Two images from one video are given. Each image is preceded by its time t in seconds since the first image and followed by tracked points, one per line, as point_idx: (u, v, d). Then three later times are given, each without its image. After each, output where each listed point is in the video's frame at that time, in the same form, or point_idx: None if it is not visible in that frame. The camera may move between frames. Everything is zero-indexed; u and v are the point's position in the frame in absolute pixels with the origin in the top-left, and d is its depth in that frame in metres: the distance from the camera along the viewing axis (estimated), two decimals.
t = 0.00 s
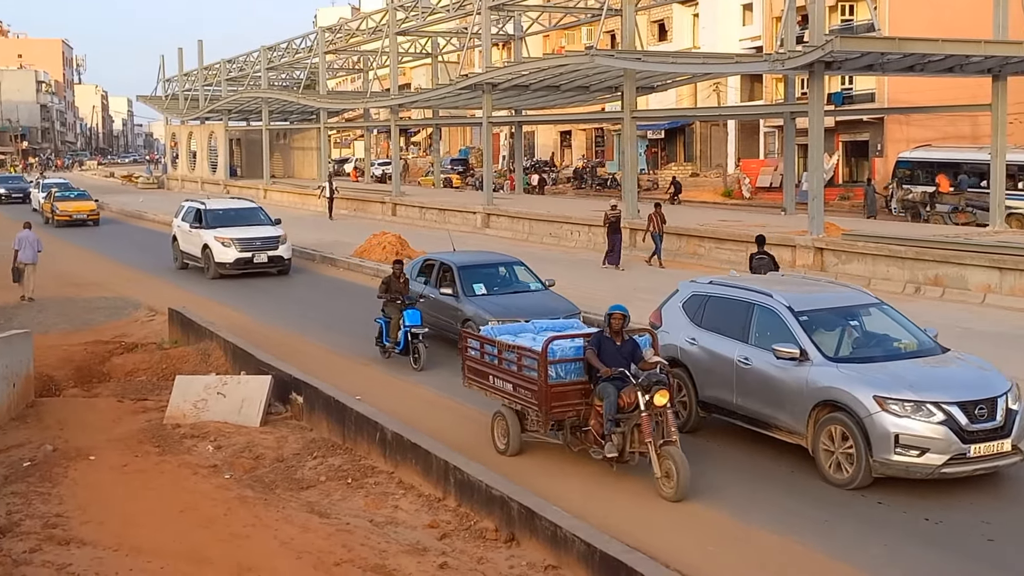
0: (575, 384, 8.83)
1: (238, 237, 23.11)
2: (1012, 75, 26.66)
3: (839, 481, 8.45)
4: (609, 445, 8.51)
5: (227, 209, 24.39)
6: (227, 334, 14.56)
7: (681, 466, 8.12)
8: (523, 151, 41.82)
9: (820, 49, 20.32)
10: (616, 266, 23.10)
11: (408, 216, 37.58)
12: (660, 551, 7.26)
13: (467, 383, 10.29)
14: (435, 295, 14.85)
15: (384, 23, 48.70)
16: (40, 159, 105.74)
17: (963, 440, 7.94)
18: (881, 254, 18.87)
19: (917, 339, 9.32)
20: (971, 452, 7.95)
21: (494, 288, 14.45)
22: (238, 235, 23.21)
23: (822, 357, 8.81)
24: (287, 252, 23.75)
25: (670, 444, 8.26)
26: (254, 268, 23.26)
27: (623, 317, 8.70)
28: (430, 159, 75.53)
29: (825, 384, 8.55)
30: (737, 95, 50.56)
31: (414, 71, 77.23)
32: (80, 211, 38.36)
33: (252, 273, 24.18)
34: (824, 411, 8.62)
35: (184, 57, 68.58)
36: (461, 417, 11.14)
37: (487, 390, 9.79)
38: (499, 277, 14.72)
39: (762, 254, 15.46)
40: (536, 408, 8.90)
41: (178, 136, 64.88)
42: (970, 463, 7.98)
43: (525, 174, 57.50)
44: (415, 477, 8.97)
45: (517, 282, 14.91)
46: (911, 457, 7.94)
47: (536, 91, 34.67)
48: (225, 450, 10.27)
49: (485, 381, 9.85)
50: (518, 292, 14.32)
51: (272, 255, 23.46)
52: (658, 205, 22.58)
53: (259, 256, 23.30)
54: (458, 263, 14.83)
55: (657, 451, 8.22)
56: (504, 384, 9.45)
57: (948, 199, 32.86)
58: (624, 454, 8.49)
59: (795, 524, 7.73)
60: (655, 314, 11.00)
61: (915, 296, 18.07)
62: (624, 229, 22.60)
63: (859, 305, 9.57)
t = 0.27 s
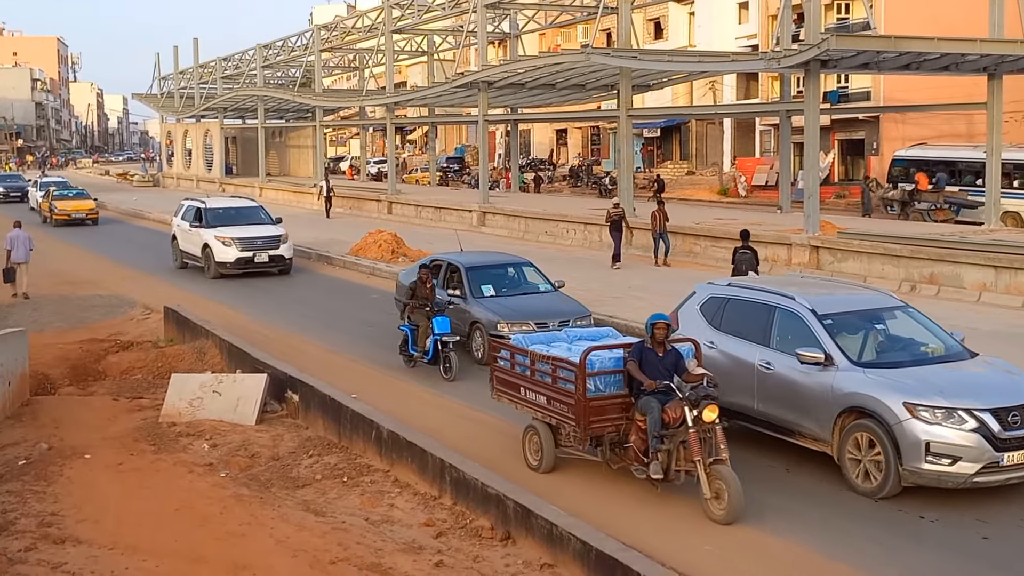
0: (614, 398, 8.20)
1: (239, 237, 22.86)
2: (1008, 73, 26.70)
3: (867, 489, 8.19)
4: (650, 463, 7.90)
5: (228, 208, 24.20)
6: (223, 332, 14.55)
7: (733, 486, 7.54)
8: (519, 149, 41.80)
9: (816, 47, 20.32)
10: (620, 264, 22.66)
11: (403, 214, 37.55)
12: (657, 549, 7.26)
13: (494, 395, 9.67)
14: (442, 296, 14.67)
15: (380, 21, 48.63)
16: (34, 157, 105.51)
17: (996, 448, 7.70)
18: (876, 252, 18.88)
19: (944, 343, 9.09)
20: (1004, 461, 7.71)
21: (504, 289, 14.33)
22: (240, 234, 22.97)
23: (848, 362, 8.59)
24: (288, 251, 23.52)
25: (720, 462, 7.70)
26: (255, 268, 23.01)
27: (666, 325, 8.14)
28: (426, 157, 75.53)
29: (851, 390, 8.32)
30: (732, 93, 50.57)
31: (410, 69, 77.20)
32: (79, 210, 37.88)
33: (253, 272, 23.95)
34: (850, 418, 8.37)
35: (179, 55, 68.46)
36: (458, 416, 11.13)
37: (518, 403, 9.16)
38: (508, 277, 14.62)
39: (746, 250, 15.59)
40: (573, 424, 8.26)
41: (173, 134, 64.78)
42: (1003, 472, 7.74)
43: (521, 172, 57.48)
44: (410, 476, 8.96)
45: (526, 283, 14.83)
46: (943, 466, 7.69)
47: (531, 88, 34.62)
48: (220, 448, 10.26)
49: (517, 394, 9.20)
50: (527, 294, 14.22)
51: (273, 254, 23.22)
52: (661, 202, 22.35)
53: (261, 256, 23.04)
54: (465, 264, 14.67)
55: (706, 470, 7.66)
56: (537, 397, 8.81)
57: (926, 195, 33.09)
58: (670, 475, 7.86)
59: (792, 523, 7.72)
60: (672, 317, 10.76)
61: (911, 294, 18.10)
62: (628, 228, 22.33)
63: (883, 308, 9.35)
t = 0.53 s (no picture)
0: (661, 414, 7.68)
1: (239, 236, 22.59)
2: (1003, 73, 26.76)
3: (899, 499, 7.94)
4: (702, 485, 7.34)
5: (228, 207, 23.91)
6: (219, 330, 14.53)
7: (793, 509, 6.97)
8: (515, 148, 41.76)
9: (812, 46, 20.34)
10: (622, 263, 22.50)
11: (399, 213, 37.54)
12: (651, 547, 7.28)
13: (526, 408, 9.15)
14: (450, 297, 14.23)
15: (376, 19, 48.56)
16: (29, 155, 105.28)
17: None
18: (872, 251, 18.91)
19: (973, 347, 8.85)
20: None
21: (514, 291, 14.00)
22: (240, 233, 22.72)
23: (876, 367, 8.37)
24: (290, 250, 23.25)
25: (777, 485, 7.15)
26: (256, 267, 22.74)
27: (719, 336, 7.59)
28: (421, 155, 75.52)
29: (879, 397, 8.11)
30: (728, 91, 50.59)
31: (406, 67, 77.18)
32: (78, 209, 37.45)
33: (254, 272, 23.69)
34: (881, 425, 8.15)
35: (175, 53, 68.36)
36: (453, 414, 11.15)
37: (553, 418, 8.66)
38: (517, 279, 14.29)
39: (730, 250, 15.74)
40: (616, 441, 7.76)
41: (169, 132, 64.67)
42: None
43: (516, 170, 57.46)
44: (406, 474, 8.96)
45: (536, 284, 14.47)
46: (977, 475, 7.47)
47: (527, 87, 34.60)
48: (216, 447, 10.25)
49: (551, 408, 8.70)
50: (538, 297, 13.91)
51: (274, 254, 22.91)
52: (665, 203, 22.14)
53: (262, 255, 22.79)
54: (475, 265, 14.33)
55: (763, 494, 7.10)
56: (575, 412, 8.31)
57: (907, 193, 33.99)
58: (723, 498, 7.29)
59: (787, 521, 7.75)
60: (691, 321, 10.65)
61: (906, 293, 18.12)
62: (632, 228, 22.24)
63: (910, 311, 9.11)
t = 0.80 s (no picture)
0: (713, 432, 7.15)
1: (241, 236, 22.30)
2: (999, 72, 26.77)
3: (933, 510, 7.66)
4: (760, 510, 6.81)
5: (229, 206, 23.63)
6: (215, 328, 14.53)
7: (863, 536, 6.43)
8: (511, 146, 41.74)
9: (808, 44, 20.33)
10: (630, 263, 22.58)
11: (395, 210, 37.52)
12: (647, 545, 7.28)
13: (562, 423, 8.58)
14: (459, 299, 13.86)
15: (372, 17, 48.49)
16: (24, 153, 105.02)
17: None
18: (867, 249, 18.93)
19: (1005, 353, 8.55)
20: None
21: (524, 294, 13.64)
22: (242, 232, 22.45)
23: (906, 374, 8.11)
24: (292, 249, 22.97)
25: (845, 510, 6.61)
26: (258, 267, 22.48)
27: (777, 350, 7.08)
28: (418, 153, 75.53)
29: (910, 404, 7.86)
30: (725, 89, 50.62)
31: (402, 65, 77.15)
32: (77, 208, 37.03)
33: (256, 271, 23.36)
34: (910, 433, 7.90)
35: (171, 51, 68.26)
36: (448, 411, 11.16)
37: (593, 435, 8.09)
38: (526, 280, 13.94)
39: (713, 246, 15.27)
40: (665, 461, 7.21)
41: (165, 129, 64.60)
42: None
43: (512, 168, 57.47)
44: (402, 472, 8.95)
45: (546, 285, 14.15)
46: (1012, 485, 7.22)
47: (523, 85, 34.56)
48: (212, 444, 10.24)
49: (590, 424, 8.13)
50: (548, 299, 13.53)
51: (276, 254, 22.64)
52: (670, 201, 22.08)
53: (264, 254, 22.52)
54: (484, 266, 13.93)
55: (830, 519, 6.56)
56: (617, 429, 7.75)
57: (885, 191, 34.18)
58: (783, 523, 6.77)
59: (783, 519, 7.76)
60: (708, 323, 10.31)
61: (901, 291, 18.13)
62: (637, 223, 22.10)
63: (939, 314, 8.79)
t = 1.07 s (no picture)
0: (777, 451, 6.60)
1: (244, 233, 21.96)
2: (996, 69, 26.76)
3: (969, 521, 7.44)
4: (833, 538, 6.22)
5: (231, 203, 23.36)
6: (211, 325, 14.53)
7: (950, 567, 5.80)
8: (508, 143, 41.75)
9: (805, 42, 20.33)
10: (635, 260, 22.48)
11: (392, 208, 37.51)
12: (644, 542, 7.30)
13: (605, 438, 8.03)
14: (468, 300, 13.68)
15: (369, 14, 48.45)
16: (21, 150, 104.80)
17: None
18: (865, 247, 18.96)
19: None
20: None
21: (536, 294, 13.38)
22: (244, 230, 22.11)
23: (941, 379, 7.79)
24: (296, 248, 22.63)
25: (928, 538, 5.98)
26: (261, 265, 22.14)
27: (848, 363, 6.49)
28: (415, 150, 75.51)
29: (945, 411, 7.59)
30: (722, 87, 50.64)
31: (399, 62, 77.13)
32: (77, 206, 36.62)
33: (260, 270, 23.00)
34: (946, 441, 7.63)
35: (168, 48, 68.16)
36: (446, 408, 11.17)
37: (642, 452, 7.56)
38: (539, 280, 13.68)
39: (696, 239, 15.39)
40: (725, 481, 6.67)
41: (162, 126, 64.51)
42: None
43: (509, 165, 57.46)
44: (399, 469, 8.96)
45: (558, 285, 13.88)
46: None
47: (520, 82, 34.52)
48: (209, 442, 10.23)
49: (639, 441, 7.60)
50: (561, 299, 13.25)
51: (280, 252, 22.34)
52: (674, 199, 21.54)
53: (267, 253, 22.19)
54: (495, 266, 13.70)
55: (910, 549, 5.94)
56: (670, 446, 7.22)
57: (866, 187, 34.47)
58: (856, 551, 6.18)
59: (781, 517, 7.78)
60: (729, 326, 9.85)
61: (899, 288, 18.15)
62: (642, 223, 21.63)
63: (973, 317, 8.47)
